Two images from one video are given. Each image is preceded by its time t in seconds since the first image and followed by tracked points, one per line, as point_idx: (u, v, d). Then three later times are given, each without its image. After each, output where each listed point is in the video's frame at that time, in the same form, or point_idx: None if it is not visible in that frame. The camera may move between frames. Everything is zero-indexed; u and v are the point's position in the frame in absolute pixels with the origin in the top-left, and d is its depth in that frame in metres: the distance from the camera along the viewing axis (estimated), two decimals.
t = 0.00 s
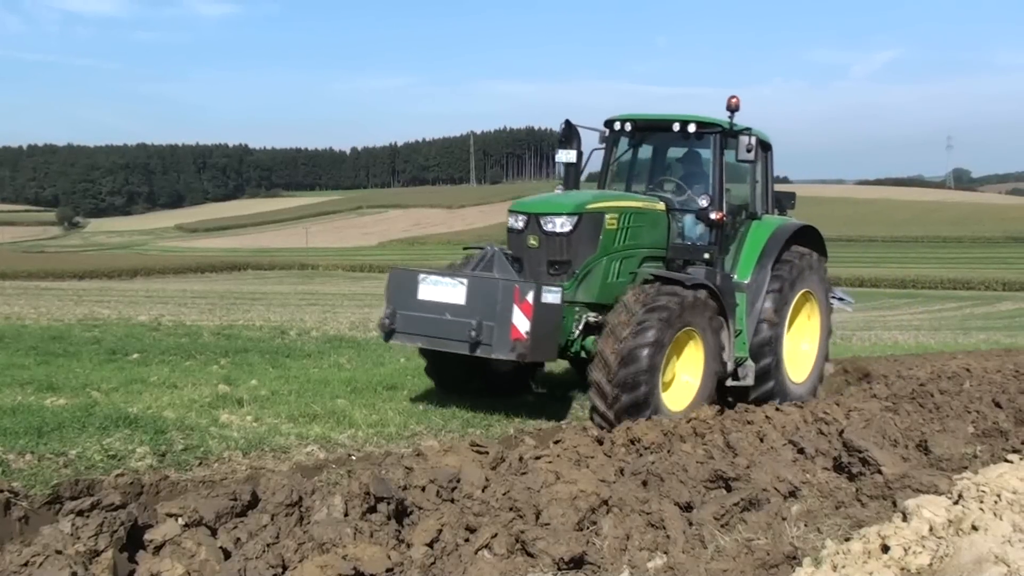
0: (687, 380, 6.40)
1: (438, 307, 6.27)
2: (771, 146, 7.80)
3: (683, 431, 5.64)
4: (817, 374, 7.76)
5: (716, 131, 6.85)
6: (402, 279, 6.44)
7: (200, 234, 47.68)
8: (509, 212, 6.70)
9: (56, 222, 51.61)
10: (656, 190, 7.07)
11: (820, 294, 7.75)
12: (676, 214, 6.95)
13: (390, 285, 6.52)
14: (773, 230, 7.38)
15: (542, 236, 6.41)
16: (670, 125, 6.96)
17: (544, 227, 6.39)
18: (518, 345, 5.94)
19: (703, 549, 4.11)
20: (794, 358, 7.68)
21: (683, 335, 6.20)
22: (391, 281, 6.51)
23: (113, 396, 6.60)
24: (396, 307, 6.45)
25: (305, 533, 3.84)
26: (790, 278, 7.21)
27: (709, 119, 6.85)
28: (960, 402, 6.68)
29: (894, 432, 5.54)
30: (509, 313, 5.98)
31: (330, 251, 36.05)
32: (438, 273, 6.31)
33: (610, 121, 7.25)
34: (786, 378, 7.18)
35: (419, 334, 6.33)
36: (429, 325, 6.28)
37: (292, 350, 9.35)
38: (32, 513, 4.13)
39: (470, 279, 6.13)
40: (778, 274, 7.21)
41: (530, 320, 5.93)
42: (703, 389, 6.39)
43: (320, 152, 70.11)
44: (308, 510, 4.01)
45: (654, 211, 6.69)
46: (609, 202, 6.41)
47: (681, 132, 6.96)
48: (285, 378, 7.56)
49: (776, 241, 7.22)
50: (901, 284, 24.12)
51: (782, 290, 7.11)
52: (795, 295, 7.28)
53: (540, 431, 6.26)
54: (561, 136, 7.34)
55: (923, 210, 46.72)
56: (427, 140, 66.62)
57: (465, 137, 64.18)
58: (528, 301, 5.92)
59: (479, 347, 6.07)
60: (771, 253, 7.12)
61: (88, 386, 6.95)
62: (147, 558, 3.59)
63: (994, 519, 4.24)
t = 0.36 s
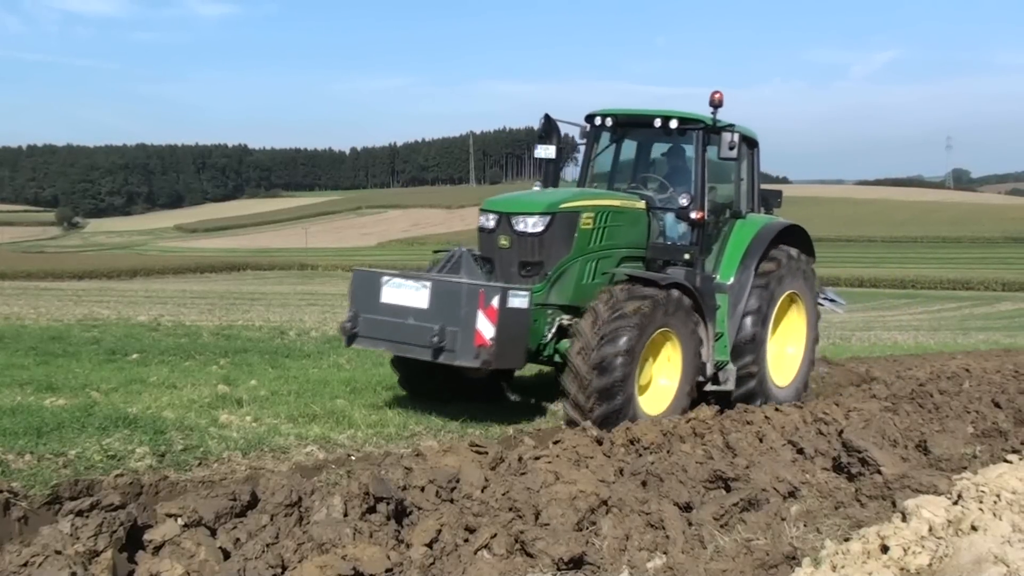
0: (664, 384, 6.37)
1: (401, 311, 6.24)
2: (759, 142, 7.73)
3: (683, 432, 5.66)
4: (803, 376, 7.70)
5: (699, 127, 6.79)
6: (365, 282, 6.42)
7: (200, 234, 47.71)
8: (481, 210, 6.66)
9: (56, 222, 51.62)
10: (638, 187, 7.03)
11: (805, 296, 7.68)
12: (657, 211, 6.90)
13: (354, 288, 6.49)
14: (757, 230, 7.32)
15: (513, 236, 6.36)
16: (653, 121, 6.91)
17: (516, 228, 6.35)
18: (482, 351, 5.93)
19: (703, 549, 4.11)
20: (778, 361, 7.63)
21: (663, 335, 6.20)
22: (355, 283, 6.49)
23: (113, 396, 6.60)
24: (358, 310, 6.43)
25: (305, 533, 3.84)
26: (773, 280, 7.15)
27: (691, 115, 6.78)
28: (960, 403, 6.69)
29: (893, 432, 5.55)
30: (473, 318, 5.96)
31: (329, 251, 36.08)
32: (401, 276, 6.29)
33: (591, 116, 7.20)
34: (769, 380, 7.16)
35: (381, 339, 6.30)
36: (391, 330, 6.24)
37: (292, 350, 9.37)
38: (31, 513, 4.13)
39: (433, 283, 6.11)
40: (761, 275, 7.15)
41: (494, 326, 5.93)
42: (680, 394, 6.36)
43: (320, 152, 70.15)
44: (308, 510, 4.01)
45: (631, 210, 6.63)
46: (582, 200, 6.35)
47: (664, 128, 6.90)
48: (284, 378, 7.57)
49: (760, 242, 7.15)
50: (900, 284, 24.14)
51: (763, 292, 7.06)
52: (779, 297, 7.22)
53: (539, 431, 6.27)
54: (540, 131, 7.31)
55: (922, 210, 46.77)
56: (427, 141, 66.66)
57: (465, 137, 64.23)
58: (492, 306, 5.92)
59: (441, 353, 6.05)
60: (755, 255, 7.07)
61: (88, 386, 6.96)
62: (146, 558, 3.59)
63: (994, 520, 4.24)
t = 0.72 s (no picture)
0: (637, 392, 6.14)
1: (355, 326, 5.94)
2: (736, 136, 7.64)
3: (682, 432, 5.67)
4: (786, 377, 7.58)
5: (674, 124, 6.64)
6: (319, 294, 6.15)
7: (199, 234, 47.74)
8: (442, 216, 6.46)
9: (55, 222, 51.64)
10: (612, 183, 6.87)
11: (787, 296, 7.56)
12: (631, 210, 6.75)
13: (309, 302, 6.23)
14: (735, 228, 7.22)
15: (477, 243, 6.15)
16: (625, 116, 6.77)
17: (478, 234, 6.15)
18: (439, 369, 5.60)
19: (702, 550, 4.12)
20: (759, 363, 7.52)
21: (636, 340, 5.98)
22: (309, 296, 6.22)
23: (112, 396, 6.61)
24: (312, 325, 6.16)
25: (304, 534, 3.84)
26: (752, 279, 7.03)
27: (665, 111, 6.66)
28: (959, 403, 6.71)
29: (892, 432, 5.56)
30: (429, 333, 5.63)
31: (329, 251, 36.13)
32: (355, 288, 5.99)
33: (562, 111, 7.06)
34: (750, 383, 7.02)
35: (336, 356, 6.02)
36: (346, 346, 5.95)
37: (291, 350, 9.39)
38: (30, 513, 4.13)
39: (386, 296, 5.80)
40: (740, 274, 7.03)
41: (451, 342, 5.59)
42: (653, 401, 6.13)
43: (320, 152, 70.18)
44: (307, 510, 4.01)
45: (600, 212, 6.44)
46: (550, 204, 6.15)
47: (637, 125, 6.76)
48: (283, 379, 7.58)
49: (737, 241, 7.04)
50: (899, 284, 24.17)
51: (743, 292, 6.93)
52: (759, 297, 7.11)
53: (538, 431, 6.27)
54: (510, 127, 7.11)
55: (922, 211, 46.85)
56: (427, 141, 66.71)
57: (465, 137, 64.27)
58: (450, 321, 5.59)
59: (397, 371, 5.72)
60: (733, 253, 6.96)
61: (87, 386, 6.97)
62: (145, 558, 3.58)
63: (993, 520, 4.25)
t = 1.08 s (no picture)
0: (609, 393, 5.98)
1: (311, 316, 5.82)
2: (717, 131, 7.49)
3: (682, 432, 5.67)
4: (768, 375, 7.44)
5: (651, 115, 6.48)
6: (274, 285, 6.04)
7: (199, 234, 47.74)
8: (408, 205, 6.30)
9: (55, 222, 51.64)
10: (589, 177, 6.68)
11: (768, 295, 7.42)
12: (607, 204, 6.57)
13: (264, 293, 6.11)
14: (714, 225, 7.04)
15: (443, 233, 5.99)
16: (600, 108, 6.61)
17: (444, 224, 5.99)
18: (397, 360, 5.47)
19: (701, 550, 4.12)
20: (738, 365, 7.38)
21: (608, 337, 5.83)
22: (264, 287, 6.10)
23: (111, 397, 6.61)
24: (268, 316, 6.04)
25: (303, 534, 3.84)
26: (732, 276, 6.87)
27: (642, 102, 6.50)
28: (959, 403, 6.71)
29: (892, 433, 5.56)
30: (387, 322, 5.50)
31: (328, 251, 36.13)
32: (311, 278, 5.88)
33: (536, 103, 6.91)
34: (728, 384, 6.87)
35: (290, 347, 5.90)
36: (301, 337, 5.84)
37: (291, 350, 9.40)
38: (30, 513, 4.13)
39: (342, 285, 5.68)
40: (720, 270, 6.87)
41: (410, 331, 5.46)
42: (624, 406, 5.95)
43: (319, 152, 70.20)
44: (306, 510, 4.01)
45: (574, 204, 6.30)
46: (520, 194, 6.01)
47: (613, 116, 6.59)
48: (283, 379, 7.59)
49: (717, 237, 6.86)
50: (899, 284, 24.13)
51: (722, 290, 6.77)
52: (740, 296, 6.96)
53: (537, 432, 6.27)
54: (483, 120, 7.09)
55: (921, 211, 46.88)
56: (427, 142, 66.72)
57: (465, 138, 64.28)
58: (408, 310, 5.45)
59: (353, 363, 5.59)
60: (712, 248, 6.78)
61: (87, 386, 6.98)
62: (145, 558, 3.58)
63: (993, 520, 4.25)
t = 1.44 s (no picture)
0: (575, 399, 5.82)
1: (254, 323, 5.54)
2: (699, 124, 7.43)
3: (681, 432, 5.67)
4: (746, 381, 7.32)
5: (626, 110, 6.39)
6: (217, 288, 5.77)
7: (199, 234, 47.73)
8: (366, 204, 6.11)
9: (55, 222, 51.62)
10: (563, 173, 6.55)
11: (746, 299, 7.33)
12: (580, 202, 6.44)
13: (207, 295, 5.84)
14: (693, 225, 6.99)
15: (401, 235, 5.79)
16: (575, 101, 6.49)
17: (402, 224, 5.80)
18: (341, 371, 5.21)
19: (701, 550, 4.12)
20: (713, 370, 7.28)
21: (573, 341, 5.68)
22: (206, 289, 5.82)
23: (111, 397, 6.61)
24: (209, 320, 5.78)
25: (303, 534, 3.84)
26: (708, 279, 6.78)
27: (618, 97, 6.38)
28: (958, 403, 6.71)
29: (892, 433, 5.56)
30: (330, 332, 5.21)
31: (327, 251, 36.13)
32: (254, 282, 5.60)
33: (510, 96, 6.81)
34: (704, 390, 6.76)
35: (232, 355, 5.62)
36: (243, 344, 5.56)
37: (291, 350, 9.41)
38: (29, 513, 4.12)
39: (285, 291, 5.41)
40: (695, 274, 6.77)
41: (355, 341, 5.19)
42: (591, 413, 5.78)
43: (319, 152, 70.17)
44: (306, 510, 4.01)
45: (541, 203, 6.12)
46: (483, 194, 5.82)
47: (587, 111, 6.46)
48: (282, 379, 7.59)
49: (695, 237, 6.81)
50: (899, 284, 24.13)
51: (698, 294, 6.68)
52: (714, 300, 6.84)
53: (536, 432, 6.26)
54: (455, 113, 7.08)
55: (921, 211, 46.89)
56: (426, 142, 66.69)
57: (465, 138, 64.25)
58: (353, 319, 5.19)
59: (296, 373, 5.32)
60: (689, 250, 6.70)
61: (87, 386, 6.98)
62: (144, 558, 3.57)
63: (992, 520, 4.26)
